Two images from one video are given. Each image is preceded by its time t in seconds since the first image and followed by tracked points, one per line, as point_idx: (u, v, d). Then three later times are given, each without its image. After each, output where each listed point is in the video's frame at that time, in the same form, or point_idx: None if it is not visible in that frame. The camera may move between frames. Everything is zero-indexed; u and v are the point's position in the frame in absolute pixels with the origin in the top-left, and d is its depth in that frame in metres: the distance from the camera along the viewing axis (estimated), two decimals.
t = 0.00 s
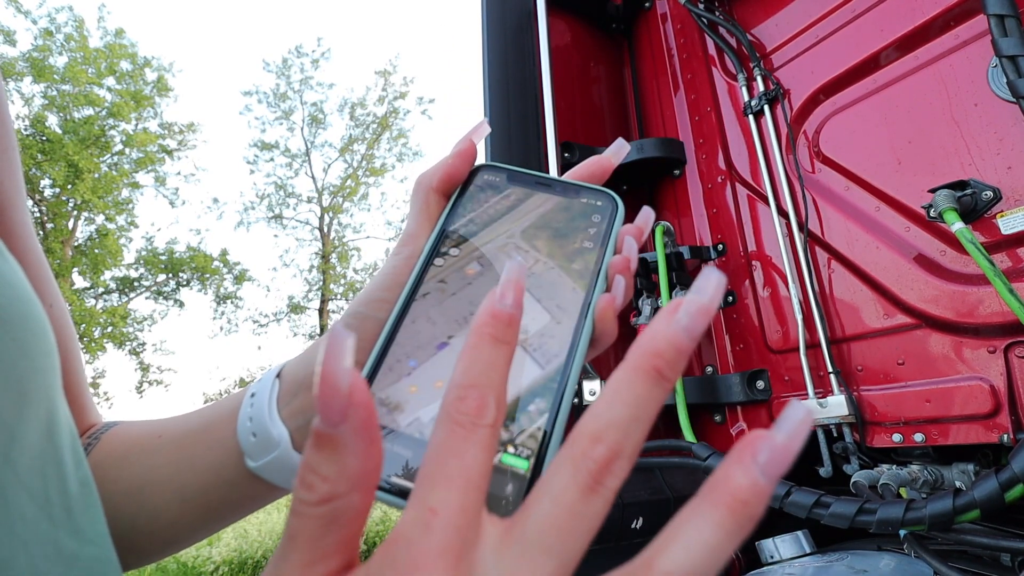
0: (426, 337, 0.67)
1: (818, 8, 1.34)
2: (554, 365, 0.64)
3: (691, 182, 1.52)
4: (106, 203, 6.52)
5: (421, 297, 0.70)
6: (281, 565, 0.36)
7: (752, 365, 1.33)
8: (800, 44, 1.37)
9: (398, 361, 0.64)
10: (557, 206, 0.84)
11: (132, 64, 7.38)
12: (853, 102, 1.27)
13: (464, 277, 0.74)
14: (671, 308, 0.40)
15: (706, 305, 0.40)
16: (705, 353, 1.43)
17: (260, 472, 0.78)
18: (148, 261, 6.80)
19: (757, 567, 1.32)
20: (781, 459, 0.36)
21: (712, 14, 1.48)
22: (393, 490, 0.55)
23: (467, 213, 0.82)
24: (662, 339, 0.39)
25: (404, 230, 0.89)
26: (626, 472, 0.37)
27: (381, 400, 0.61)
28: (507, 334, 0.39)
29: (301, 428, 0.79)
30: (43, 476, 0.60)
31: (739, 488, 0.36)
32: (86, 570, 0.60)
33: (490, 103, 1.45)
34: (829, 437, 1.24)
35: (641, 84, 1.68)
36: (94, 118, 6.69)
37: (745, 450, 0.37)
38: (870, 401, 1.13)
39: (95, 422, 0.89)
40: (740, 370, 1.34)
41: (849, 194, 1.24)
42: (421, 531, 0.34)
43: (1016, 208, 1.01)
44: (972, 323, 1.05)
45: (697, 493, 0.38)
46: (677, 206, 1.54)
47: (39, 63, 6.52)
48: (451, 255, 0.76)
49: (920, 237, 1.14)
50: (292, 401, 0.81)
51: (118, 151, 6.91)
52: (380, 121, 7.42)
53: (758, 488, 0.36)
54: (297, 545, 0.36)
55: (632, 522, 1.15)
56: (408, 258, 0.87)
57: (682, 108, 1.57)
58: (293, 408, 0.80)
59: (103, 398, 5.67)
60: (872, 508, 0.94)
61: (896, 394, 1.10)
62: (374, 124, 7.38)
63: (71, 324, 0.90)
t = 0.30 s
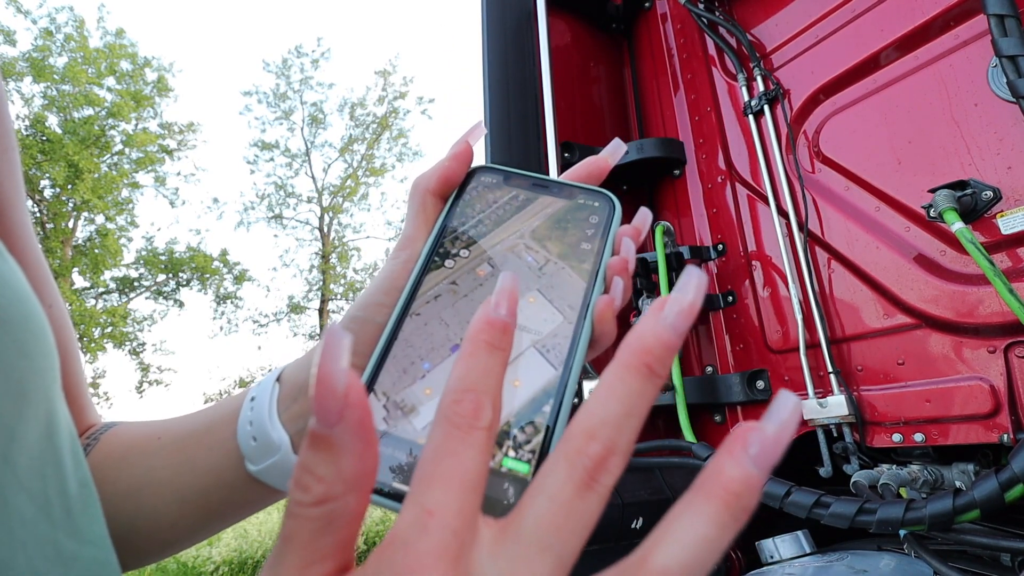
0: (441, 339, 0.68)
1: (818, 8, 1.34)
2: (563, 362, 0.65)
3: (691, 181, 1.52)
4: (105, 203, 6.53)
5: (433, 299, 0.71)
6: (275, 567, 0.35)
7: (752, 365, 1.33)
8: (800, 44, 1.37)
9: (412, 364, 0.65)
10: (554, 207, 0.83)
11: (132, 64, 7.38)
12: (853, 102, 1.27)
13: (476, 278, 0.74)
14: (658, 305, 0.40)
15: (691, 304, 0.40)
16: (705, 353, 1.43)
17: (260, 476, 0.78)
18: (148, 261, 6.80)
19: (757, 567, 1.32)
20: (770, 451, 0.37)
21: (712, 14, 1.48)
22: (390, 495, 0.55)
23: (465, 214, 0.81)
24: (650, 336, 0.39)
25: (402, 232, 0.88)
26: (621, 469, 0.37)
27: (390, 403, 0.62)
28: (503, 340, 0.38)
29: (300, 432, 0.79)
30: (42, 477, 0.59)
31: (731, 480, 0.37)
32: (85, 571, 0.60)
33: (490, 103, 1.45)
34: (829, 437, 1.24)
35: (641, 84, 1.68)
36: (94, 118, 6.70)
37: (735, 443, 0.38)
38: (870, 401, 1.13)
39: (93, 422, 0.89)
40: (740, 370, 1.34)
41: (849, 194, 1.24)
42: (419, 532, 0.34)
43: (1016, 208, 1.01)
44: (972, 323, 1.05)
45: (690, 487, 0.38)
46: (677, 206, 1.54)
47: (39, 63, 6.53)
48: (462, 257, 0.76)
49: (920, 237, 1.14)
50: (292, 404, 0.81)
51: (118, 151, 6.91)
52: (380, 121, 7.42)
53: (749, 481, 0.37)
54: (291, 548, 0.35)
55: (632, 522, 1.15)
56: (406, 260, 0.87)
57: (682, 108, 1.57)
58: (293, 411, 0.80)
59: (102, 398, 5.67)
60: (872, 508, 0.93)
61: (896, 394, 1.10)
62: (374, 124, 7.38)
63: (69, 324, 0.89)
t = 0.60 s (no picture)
0: (445, 336, 0.68)
1: (818, 8, 1.34)
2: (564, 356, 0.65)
3: (691, 181, 1.52)
4: (105, 203, 6.53)
5: (436, 298, 0.71)
6: (281, 568, 0.36)
7: (752, 365, 1.33)
8: (800, 45, 1.37)
9: (418, 360, 0.65)
10: (552, 207, 0.83)
11: (132, 64, 7.38)
12: (853, 102, 1.27)
13: (478, 277, 0.74)
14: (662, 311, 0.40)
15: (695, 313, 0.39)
16: (705, 353, 1.43)
17: (262, 473, 0.78)
18: (148, 261, 6.80)
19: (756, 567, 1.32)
20: (770, 456, 0.37)
21: (712, 14, 1.48)
22: (396, 488, 0.56)
23: (464, 215, 0.81)
24: (654, 346, 0.38)
25: (401, 233, 0.88)
26: (625, 475, 0.37)
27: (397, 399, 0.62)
28: (523, 348, 0.38)
29: (304, 430, 0.79)
30: (38, 478, 0.59)
31: (732, 484, 0.37)
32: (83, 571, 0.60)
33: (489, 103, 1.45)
34: (830, 437, 1.24)
35: (641, 84, 1.68)
36: (94, 118, 6.70)
37: (736, 448, 0.38)
38: (870, 401, 1.13)
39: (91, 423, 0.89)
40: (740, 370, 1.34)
41: (849, 194, 1.24)
42: (428, 537, 0.34)
43: (1015, 208, 1.01)
44: (972, 323, 1.05)
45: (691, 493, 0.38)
46: (677, 205, 1.54)
47: (39, 63, 6.53)
48: (463, 257, 0.76)
49: (920, 237, 1.14)
50: (295, 402, 0.81)
51: (118, 151, 6.91)
52: (380, 121, 7.42)
53: (751, 485, 0.37)
54: (298, 551, 0.35)
55: (632, 522, 1.16)
56: (406, 261, 0.87)
57: (683, 108, 1.57)
58: (295, 411, 0.80)
59: (102, 398, 5.66)
60: (872, 508, 0.93)
61: (896, 394, 1.10)
62: (374, 124, 7.38)
63: (66, 324, 0.89)
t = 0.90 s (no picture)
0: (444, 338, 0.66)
1: (818, 8, 1.34)
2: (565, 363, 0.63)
3: (691, 182, 1.52)
4: (105, 203, 6.53)
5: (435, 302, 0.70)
6: (253, 559, 0.35)
7: (752, 365, 1.33)
8: (799, 45, 1.37)
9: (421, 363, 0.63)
10: (549, 210, 0.83)
11: (132, 64, 7.38)
12: (853, 102, 1.27)
13: (476, 280, 0.73)
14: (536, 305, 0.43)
15: (559, 303, 0.44)
16: (705, 353, 1.43)
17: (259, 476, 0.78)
18: (149, 261, 6.80)
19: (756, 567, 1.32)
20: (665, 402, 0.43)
21: (712, 15, 1.48)
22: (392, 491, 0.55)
23: (461, 217, 0.81)
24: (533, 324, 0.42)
25: (398, 234, 0.88)
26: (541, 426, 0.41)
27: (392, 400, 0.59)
28: (433, 343, 0.39)
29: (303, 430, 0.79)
30: (38, 480, 0.59)
31: (637, 426, 0.42)
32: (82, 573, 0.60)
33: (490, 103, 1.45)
34: (830, 437, 1.24)
35: (641, 84, 1.68)
36: (94, 118, 6.70)
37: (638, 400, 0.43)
38: (870, 402, 1.13)
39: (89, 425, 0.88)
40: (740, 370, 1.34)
41: (849, 194, 1.24)
42: (384, 505, 0.35)
43: (1016, 208, 1.01)
44: (972, 323, 1.05)
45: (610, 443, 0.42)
46: (677, 206, 1.54)
47: (39, 63, 6.53)
48: (461, 260, 0.75)
49: (920, 237, 1.14)
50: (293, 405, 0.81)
51: (119, 151, 6.91)
52: (380, 121, 7.42)
53: (656, 428, 0.42)
54: (270, 532, 0.36)
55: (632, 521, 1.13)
56: (403, 265, 0.87)
57: (682, 108, 1.57)
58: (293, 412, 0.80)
59: (101, 398, 5.66)
60: (872, 508, 0.93)
61: (896, 394, 1.10)
62: (374, 124, 7.39)
63: (66, 326, 0.89)
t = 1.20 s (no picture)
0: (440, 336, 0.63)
1: (818, 9, 1.34)
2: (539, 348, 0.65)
3: (691, 182, 1.52)
4: (105, 203, 6.53)
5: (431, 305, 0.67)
6: (241, 561, 0.36)
7: (752, 365, 1.33)
8: (800, 45, 1.37)
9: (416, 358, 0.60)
10: (545, 212, 0.82)
11: (132, 64, 7.37)
12: (853, 102, 1.27)
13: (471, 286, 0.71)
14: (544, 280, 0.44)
15: (558, 277, 0.45)
16: (705, 353, 1.43)
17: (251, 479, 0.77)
18: (149, 261, 6.80)
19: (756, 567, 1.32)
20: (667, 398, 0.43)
21: (712, 15, 1.48)
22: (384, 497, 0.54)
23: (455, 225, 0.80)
24: (540, 305, 0.42)
25: (394, 238, 0.89)
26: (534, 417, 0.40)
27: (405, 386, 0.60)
28: (435, 318, 0.39)
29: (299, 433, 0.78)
30: (34, 481, 0.59)
31: (642, 425, 0.43)
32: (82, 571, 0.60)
33: (490, 103, 1.45)
34: (830, 437, 1.24)
35: (641, 85, 1.68)
36: (95, 119, 6.70)
37: (643, 395, 0.43)
38: (870, 402, 1.13)
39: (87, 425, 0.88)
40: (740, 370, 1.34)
41: (849, 194, 1.24)
42: (380, 512, 0.34)
43: (1016, 208, 1.01)
44: (972, 323, 1.05)
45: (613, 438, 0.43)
46: (677, 206, 1.54)
47: (39, 63, 6.53)
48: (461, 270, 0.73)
49: (920, 237, 1.14)
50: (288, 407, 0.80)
51: (119, 151, 6.91)
52: (380, 121, 7.43)
53: (659, 425, 0.43)
54: (255, 535, 0.36)
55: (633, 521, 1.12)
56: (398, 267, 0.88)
57: (682, 108, 1.57)
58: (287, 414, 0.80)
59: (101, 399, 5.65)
60: (872, 508, 0.93)
61: (896, 394, 1.10)
62: (375, 124, 7.38)
63: (64, 327, 0.89)
